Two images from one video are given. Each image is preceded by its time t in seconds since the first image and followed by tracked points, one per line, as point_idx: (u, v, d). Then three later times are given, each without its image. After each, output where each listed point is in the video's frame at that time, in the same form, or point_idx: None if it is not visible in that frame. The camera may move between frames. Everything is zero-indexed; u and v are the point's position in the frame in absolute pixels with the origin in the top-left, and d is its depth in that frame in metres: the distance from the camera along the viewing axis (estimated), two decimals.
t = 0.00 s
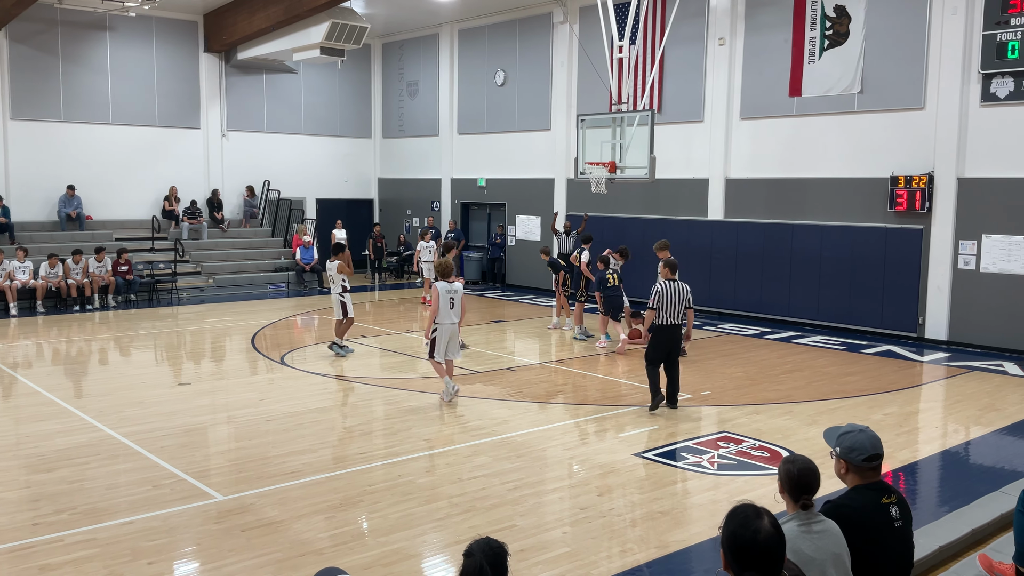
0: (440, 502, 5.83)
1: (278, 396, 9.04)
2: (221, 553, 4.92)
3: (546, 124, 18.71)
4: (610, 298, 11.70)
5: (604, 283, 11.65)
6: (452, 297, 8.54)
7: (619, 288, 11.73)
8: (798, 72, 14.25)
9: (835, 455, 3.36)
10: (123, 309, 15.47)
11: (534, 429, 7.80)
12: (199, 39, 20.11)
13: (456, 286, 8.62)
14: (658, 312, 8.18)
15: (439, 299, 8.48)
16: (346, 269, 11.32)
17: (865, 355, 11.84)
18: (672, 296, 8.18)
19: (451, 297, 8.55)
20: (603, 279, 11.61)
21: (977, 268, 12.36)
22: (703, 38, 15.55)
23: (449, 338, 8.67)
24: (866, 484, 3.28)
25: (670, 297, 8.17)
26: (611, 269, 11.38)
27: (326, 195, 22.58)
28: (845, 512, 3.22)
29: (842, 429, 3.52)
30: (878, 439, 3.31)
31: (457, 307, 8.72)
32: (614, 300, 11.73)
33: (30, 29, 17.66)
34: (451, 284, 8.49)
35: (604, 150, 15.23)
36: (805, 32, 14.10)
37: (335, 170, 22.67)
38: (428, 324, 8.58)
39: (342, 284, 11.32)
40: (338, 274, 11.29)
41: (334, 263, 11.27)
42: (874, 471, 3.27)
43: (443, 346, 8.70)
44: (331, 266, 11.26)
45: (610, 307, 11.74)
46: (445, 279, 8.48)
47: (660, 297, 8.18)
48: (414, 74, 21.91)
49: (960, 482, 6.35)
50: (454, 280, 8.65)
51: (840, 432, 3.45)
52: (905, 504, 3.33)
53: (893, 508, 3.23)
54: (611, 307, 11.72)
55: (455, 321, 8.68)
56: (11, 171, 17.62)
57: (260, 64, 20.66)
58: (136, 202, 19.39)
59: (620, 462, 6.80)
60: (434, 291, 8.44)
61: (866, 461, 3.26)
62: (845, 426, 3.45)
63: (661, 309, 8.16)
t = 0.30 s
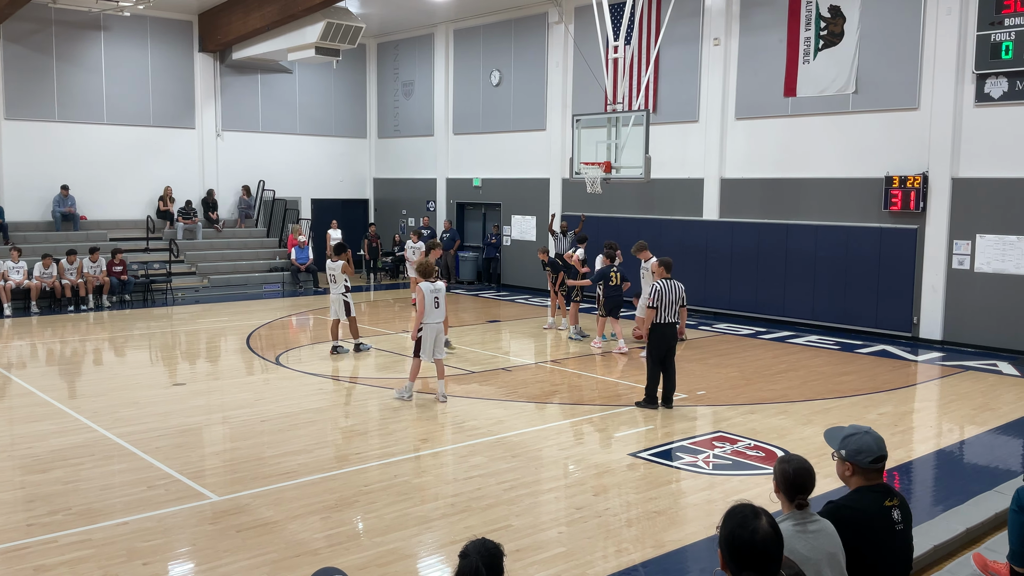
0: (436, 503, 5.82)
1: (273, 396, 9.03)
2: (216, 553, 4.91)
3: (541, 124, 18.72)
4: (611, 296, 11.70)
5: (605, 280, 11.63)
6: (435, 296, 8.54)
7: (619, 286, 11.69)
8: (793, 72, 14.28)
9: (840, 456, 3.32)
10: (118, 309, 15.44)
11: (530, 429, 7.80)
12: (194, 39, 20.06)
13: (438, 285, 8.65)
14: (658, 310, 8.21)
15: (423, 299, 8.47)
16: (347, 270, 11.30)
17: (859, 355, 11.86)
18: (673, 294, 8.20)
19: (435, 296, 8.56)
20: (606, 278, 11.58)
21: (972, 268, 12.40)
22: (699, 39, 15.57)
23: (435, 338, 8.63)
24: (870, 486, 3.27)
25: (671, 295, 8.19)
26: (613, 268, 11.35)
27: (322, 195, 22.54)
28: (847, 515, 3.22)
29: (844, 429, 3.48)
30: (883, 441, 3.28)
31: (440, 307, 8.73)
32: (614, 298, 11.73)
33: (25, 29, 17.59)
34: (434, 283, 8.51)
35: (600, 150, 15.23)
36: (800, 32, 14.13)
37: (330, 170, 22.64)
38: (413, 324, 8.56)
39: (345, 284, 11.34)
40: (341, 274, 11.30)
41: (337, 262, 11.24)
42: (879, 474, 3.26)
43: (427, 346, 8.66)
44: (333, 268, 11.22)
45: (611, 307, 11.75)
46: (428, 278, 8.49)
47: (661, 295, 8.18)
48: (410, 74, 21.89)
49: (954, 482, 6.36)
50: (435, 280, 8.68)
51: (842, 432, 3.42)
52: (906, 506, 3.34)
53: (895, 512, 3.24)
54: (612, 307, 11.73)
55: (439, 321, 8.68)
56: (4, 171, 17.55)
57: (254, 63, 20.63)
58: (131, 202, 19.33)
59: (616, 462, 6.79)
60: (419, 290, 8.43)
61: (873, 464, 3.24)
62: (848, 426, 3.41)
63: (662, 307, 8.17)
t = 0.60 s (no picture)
0: (433, 503, 5.82)
1: (270, 396, 9.01)
2: (212, 554, 4.90)
3: (538, 125, 18.72)
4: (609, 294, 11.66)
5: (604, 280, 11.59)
6: (415, 296, 8.60)
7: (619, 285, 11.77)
8: (789, 72, 14.30)
9: (848, 461, 3.29)
10: (114, 309, 15.42)
11: (526, 429, 7.79)
12: (191, 39, 20.03)
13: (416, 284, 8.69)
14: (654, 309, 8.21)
15: (403, 299, 8.53)
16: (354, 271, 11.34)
17: (855, 355, 11.87)
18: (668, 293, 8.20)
19: (414, 296, 8.63)
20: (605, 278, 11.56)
21: (968, 268, 12.42)
22: (695, 39, 15.58)
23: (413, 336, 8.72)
24: (878, 490, 3.27)
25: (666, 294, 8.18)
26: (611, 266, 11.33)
27: (318, 195, 22.52)
28: (853, 518, 3.22)
29: (846, 431, 3.46)
30: (891, 444, 3.29)
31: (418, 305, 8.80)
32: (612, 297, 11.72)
33: (20, 28, 17.54)
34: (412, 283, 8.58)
35: (596, 150, 15.22)
36: (796, 33, 14.14)
37: (327, 170, 22.62)
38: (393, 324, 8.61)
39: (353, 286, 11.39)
40: (349, 276, 11.33)
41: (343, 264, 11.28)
42: (889, 477, 3.26)
43: (407, 345, 8.74)
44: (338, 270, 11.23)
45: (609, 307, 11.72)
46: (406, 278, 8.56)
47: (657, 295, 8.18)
48: (406, 74, 21.88)
49: (951, 482, 6.36)
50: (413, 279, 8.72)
51: (846, 435, 3.40)
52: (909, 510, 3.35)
53: (900, 515, 3.24)
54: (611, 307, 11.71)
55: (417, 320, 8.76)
56: None
57: (251, 63, 20.61)
58: (127, 202, 19.30)
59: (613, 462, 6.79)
60: (399, 290, 8.48)
61: (885, 467, 3.24)
62: (852, 429, 3.39)
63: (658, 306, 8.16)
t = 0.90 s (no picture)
0: (431, 503, 5.82)
1: (269, 396, 9.01)
2: (211, 554, 4.90)
3: (536, 124, 18.72)
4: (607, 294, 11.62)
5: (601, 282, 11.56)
6: (400, 293, 8.79)
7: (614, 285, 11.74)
8: (788, 72, 14.30)
9: (856, 464, 3.30)
10: (112, 309, 15.41)
11: (525, 429, 7.79)
12: (189, 38, 20.02)
13: (401, 283, 8.91)
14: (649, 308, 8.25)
15: (388, 296, 8.71)
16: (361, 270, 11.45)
17: (854, 355, 11.87)
18: (660, 293, 8.26)
19: (398, 294, 8.83)
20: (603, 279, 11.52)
21: (966, 268, 12.43)
22: (694, 39, 15.58)
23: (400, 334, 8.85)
24: (884, 493, 3.27)
25: (659, 294, 8.24)
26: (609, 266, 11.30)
27: (316, 195, 22.50)
28: (857, 519, 3.22)
29: (851, 434, 3.48)
30: (897, 446, 3.30)
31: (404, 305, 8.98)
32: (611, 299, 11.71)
33: (18, 28, 17.52)
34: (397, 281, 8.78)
35: (595, 150, 15.22)
36: (795, 33, 14.15)
37: (325, 170, 22.61)
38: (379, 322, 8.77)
39: (359, 284, 11.41)
40: (356, 275, 11.39)
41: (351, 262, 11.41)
42: (896, 480, 3.27)
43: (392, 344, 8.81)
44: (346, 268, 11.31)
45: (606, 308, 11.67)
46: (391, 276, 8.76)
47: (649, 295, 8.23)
48: (405, 74, 21.87)
49: (949, 481, 6.37)
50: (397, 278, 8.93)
51: (851, 438, 3.42)
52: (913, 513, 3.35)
53: (906, 519, 3.24)
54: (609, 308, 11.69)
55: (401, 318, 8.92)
56: None
57: (250, 63, 20.61)
58: (125, 202, 19.29)
59: (611, 462, 6.79)
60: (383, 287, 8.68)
61: (892, 469, 3.24)
62: (856, 432, 3.40)
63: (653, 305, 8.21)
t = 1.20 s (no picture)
0: (431, 503, 5.82)
1: (268, 396, 9.01)
2: (211, 554, 4.90)
3: (536, 124, 18.72)
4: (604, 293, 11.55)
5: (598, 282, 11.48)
6: (385, 294, 8.77)
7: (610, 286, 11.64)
8: (787, 72, 14.30)
9: (859, 465, 3.29)
10: (112, 309, 15.40)
11: (524, 429, 7.79)
12: (189, 38, 20.01)
13: (386, 284, 8.88)
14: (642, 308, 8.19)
15: (372, 296, 8.70)
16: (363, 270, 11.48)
17: (854, 355, 11.87)
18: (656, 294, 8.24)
19: (383, 295, 8.81)
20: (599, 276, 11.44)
21: (965, 268, 12.44)
22: (694, 39, 15.58)
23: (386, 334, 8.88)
24: (887, 494, 3.26)
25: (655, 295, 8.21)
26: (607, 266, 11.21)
27: (316, 195, 22.50)
28: (858, 520, 3.22)
29: (855, 434, 3.47)
30: (901, 448, 3.29)
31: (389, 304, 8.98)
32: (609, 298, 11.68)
33: (17, 28, 17.50)
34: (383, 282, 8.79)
35: (594, 150, 15.21)
36: (795, 33, 14.15)
37: (325, 170, 22.60)
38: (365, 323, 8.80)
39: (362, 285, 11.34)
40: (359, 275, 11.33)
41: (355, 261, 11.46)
42: (899, 482, 3.26)
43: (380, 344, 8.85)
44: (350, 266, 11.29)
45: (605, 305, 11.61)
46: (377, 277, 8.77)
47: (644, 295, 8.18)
48: (405, 74, 21.87)
49: (949, 481, 6.37)
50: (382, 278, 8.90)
51: (855, 439, 3.40)
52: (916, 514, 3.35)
53: (908, 521, 3.24)
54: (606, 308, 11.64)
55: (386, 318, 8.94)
56: None
57: (249, 63, 20.61)
58: (124, 202, 19.28)
59: (611, 462, 6.79)
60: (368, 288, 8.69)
61: (896, 471, 3.23)
62: (861, 433, 3.39)
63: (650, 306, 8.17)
